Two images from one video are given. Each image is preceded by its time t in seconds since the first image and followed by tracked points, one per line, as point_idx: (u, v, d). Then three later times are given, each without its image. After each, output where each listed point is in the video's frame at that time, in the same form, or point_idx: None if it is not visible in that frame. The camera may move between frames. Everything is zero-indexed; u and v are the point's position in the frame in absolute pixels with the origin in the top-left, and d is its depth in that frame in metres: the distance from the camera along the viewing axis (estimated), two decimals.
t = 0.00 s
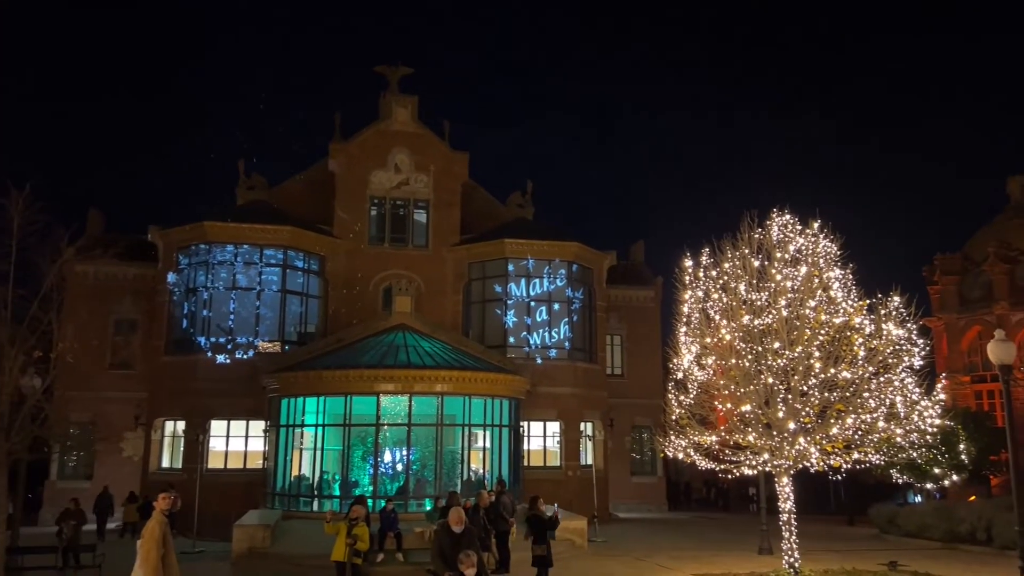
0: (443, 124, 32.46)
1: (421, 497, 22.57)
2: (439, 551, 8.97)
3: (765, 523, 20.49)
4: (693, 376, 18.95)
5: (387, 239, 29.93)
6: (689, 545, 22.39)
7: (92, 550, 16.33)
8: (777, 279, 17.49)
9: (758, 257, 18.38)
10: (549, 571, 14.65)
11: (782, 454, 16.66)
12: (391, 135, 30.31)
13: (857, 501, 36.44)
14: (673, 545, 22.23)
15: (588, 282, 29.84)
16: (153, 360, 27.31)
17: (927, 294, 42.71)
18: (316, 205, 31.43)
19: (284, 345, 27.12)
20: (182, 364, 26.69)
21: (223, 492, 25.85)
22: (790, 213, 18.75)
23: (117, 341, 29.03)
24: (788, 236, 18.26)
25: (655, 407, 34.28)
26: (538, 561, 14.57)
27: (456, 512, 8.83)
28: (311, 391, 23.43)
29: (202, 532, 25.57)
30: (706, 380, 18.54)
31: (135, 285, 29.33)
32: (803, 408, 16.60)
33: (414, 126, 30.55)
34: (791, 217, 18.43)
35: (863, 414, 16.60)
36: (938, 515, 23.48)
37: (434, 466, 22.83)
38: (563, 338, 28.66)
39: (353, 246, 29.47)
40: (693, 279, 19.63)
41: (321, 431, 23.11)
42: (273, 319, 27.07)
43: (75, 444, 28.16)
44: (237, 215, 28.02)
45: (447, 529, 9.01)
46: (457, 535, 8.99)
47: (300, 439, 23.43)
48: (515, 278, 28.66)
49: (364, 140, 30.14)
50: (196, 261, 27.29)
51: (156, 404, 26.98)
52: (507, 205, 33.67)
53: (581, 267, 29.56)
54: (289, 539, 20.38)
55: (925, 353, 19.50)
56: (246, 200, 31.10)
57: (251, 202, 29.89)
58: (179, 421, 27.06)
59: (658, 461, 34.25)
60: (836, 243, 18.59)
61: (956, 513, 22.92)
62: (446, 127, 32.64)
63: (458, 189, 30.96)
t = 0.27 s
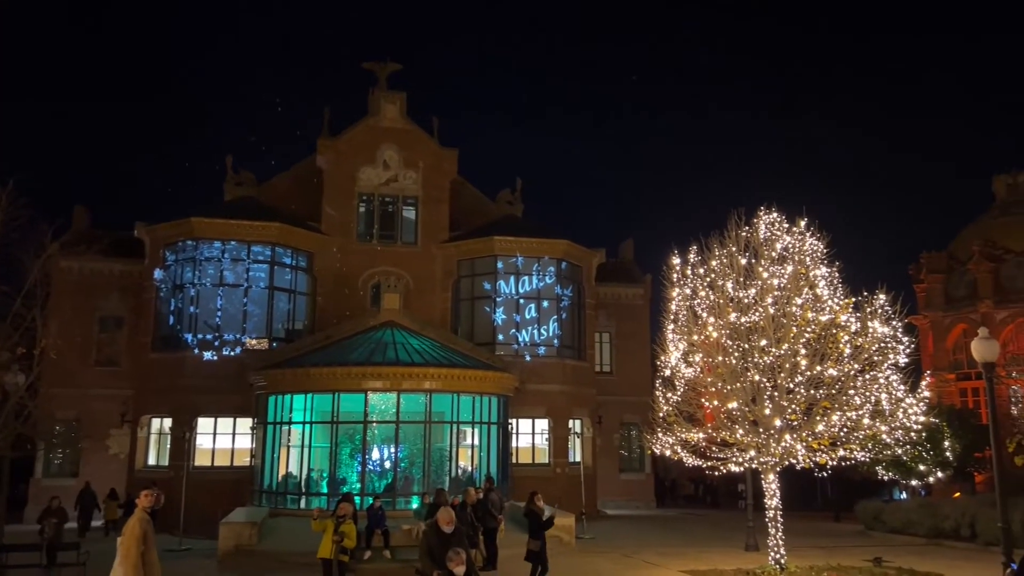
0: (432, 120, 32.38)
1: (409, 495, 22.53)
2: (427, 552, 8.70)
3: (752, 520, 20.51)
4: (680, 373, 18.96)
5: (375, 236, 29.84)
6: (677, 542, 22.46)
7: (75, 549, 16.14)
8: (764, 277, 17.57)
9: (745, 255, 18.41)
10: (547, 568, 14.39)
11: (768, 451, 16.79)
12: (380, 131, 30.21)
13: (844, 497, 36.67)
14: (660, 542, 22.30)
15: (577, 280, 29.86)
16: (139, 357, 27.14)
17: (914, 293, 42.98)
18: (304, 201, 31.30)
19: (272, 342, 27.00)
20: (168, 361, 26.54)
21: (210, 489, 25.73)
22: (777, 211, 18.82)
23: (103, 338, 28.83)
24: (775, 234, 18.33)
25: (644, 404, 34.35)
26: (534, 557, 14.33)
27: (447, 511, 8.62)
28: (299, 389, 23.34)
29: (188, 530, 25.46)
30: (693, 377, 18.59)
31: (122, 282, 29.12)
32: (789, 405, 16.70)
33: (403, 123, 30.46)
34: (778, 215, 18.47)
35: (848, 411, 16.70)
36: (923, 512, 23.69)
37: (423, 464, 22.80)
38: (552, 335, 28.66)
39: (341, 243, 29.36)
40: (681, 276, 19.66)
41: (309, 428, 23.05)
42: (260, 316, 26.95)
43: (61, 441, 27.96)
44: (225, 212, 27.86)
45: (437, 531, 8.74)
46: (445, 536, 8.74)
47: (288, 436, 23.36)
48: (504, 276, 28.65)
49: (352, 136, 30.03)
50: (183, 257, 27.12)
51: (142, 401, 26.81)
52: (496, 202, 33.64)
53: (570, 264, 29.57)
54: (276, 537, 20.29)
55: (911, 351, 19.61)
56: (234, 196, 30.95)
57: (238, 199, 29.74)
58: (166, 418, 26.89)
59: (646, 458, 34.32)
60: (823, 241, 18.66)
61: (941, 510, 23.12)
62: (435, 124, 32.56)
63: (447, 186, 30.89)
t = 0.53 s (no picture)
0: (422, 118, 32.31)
1: (398, 493, 22.52)
2: (417, 551, 8.82)
3: (740, 517, 20.49)
4: (668, 371, 19.00)
5: (365, 233, 29.77)
6: (665, 539, 22.55)
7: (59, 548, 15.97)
8: (751, 275, 17.64)
9: (733, 253, 18.45)
10: (546, 566, 14.14)
11: (755, 448, 16.87)
12: (369, 128, 30.13)
13: (831, 495, 36.88)
14: (649, 539, 22.37)
15: (567, 278, 29.88)
16: (127, 355, 26.99)
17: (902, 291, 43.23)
18: (293, 198, 31.19)
19: (260, 339, 26.91)
20: (156, 359, 26.42)
21: (198, 487, 25.63)
22: (765, 210, 18.88)
23: (90, 336, 28.66)
24: (762, 233, 18.40)
25: (633, 402, 34.42)
26: (532, 555, 14.09)
27: (439, 513, 8.65)
28: (287, 386, 23.27)
29: (176, 528, 25.36)
30: (681, 375, 18.66)
31: (109, 279, 28.94)
32: (776, 403, 16.80)
33: (392, 120, 30.39)
34: (766, 214, 18.51)
35: (835, 409, 16.79)
36: (910, 509, 23.86)
37: (412, 462, 22.78)
38: (542, 333, 28.68)
39: (330, 240, 29.28)
40: (670, 275, 19.68)
41: (297, 426, 23.00)
42: (249, 313, 26.85)
43: (48, 439, 27.79)
44: (213, 209, 27.73)
45: (428, 530, 8.82)
46: (435, 537, 8.80)
47: (276, 434, 23.30)
48: (494, 274, 28.64)
49: (342, 134, 29.93)
50: (171, 254, 26.98)
51: (130, 399, 26.66)
52: (486, 200, 33.62)
53: (559, 262, 29.58)
54: (264, 535, 20.22)
55: (897, 349, 19.72)
56: (222, 193, 30.81)
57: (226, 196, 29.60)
58: (154, 416, 26.75)
59: (635, 456, 34.39)
60: (810, 239, 18.73)
61: (926, 507, 23.30)
62: (425, 121, 32.49)
63: (437, 183, 30.84)
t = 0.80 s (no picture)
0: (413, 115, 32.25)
1: (388, 491, 22.50)
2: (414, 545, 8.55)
3: (729, 514, 20.54)
4: (658, 369, 19.04)
5: (355, 231, 29.70)
6: (654, 537, 22.61)
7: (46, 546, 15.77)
8: (741, 273, 17.69)
9: (723, 252, 18.49)
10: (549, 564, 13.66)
11: (744, 446, 16.93)
12: (360, 126, 30.05)
13: (820, 493, 37.08)
14: (639, 537, 22.42)
15: (558, 276, 29.90)
16: (116, 353, 26.85)
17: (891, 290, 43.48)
18: (284, 196, 31.10)
19: (250, 337, 26.80)
20: (145, 357, 26.29)
21: (187, 486, 25.53)
22: (754, 209, 18.93)
23: (79, 333, 28.49)
24: (752, 232, 18.46)
25: (624, 400, 34.48)
26: (534, 552, 13.62)
27: (436, 510, 8.49)
28: (277, 385, 23.20)
29: (165, 527, 25.26)
30: (671, 373, 18.68)
31: (98, 277, 28.76)
32: (765, 401, 16.87)
33: (383, 118, 30.33)
34: (756, 213, 18.54)
35: (824, 407, 16.86)
36: (897, 507, 24.01)
37: (402, 460, 22.75)
38: (533, 331, 28.69)
39: (321, 238, 29.20)
40: (660, 273, 19.69)
41: (287, 425, 22.94)
42: (238, 311, 26.74)
43: (36, 438, 27.62)
44: (202, 206, 27.60)
45: (426, 525, 8.55)
46: (432, 533, 8.53)
47: (266, 432, 23.25)
48: (485, 272, 28.63)
49: (332, 131, 29.84)
50: (160, 252, 26.85)
51: (119, 397, 26.52)
52: (478, 198, 33.61)
53: (551, 261, 29.59)
54: (253, 533, 20.16)
55: (885, 347, 19.81)
56: (212, 190, 30.68)
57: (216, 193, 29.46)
58: (143, 414, 26.61)
59: (626, 454, 34.45)
60: (799, 238, 18.79)
61: (914, 505, 23.46)
62: (416, 119, 32.44)
63: (428, 181, 30.78)
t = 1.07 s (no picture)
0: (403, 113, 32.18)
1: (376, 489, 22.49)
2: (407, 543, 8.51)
3: (716, 512, 20.64)
4: (647, 367, 19.07)
5: (345, 228, 29.62)
6: (642, 534, 22.69)
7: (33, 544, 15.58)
8: (729, 272, 17.77)
9: (711, 251, 18.56)
10: (548, 561, 13.76)
11: (732, 444, 17.03)
12: (350, 123, 29.95)
13: (807, 490, 37.31)
14: (628, 535, 22.48)
15: (548, 274, 29.92)
16: (102, 350, 26.68)
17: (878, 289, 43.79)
18: (273, 194, 30.98)
19: (238, 335, 26.70)
20: (132, 354, 26.14)
21: (175, 484, 25.41)
22: (742, 208, 19.00)
23: (65, 330, 28.29)
24: (740, 231, 18.53)
25: (612, 398, 34.56)
26: (534, 550, 13.70)
27: (431, 506, 8.34)
28: (265, 382, 23.12)
29: (152, 525, 25.13)
30: (660, 372, 18.73)
31: (84, 273, 28.55)
32: (752, 399, 16.98)
33: (373, 115, 30.24)
34: (744, 212, 18.65)
35: (810, 405, 16.96)
36: (883, 504, 24.19)
37: (390, 458, 22.72)
38: (522, 329, 28.71)
39: (310, 235, 29.11)
40: (648, 272, 19.72)
41: (276, 423, 22.89)
42: (226, 309, 26.63)
43: (22, 435, 27.43)
44: (190, 203, 27.44)
45: (418, 522, 8.54)
46: (425, 530, 8.52)
47: (254, 430, 23.18)
48: (475, 270, 28.60)
49: (321, 128, 29.73)
50: (148, 249, 26.70)
51: (105, 395, 26.35)
52: (468, 196, 33.59)
53: (540, 259, 29.61)
54: (241, 532, 20.09)
55: (872, 346, 19.94)
56: (200, 187, 30.51)
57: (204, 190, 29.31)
58: (130, 412, 26.45)
59: (615, 452, 34.52)
60: (787, 237, 18.88)
61: (900, 502, 23.65)
62: (405, 116, 32.37)
63: (417, 179, 30.72)
